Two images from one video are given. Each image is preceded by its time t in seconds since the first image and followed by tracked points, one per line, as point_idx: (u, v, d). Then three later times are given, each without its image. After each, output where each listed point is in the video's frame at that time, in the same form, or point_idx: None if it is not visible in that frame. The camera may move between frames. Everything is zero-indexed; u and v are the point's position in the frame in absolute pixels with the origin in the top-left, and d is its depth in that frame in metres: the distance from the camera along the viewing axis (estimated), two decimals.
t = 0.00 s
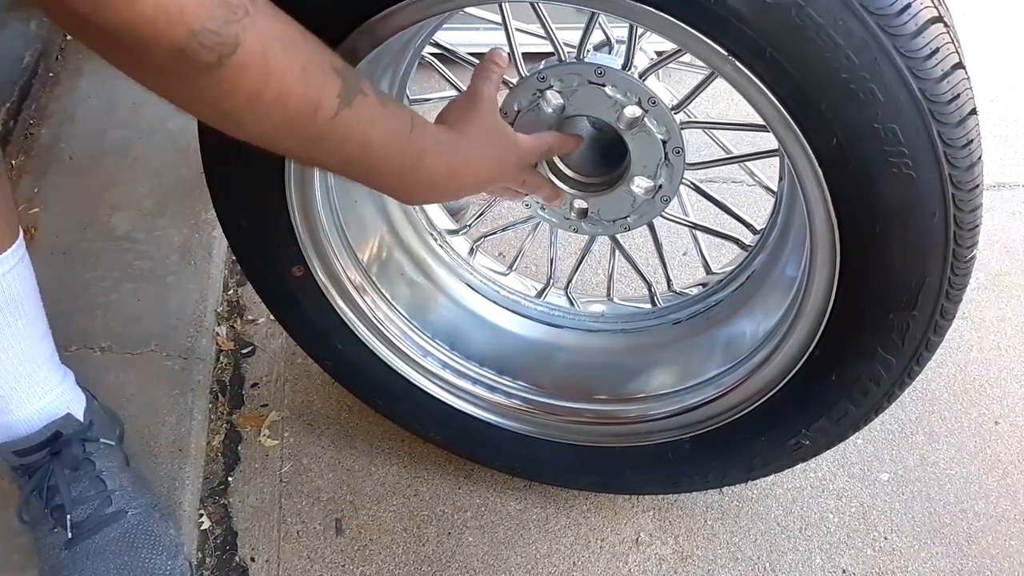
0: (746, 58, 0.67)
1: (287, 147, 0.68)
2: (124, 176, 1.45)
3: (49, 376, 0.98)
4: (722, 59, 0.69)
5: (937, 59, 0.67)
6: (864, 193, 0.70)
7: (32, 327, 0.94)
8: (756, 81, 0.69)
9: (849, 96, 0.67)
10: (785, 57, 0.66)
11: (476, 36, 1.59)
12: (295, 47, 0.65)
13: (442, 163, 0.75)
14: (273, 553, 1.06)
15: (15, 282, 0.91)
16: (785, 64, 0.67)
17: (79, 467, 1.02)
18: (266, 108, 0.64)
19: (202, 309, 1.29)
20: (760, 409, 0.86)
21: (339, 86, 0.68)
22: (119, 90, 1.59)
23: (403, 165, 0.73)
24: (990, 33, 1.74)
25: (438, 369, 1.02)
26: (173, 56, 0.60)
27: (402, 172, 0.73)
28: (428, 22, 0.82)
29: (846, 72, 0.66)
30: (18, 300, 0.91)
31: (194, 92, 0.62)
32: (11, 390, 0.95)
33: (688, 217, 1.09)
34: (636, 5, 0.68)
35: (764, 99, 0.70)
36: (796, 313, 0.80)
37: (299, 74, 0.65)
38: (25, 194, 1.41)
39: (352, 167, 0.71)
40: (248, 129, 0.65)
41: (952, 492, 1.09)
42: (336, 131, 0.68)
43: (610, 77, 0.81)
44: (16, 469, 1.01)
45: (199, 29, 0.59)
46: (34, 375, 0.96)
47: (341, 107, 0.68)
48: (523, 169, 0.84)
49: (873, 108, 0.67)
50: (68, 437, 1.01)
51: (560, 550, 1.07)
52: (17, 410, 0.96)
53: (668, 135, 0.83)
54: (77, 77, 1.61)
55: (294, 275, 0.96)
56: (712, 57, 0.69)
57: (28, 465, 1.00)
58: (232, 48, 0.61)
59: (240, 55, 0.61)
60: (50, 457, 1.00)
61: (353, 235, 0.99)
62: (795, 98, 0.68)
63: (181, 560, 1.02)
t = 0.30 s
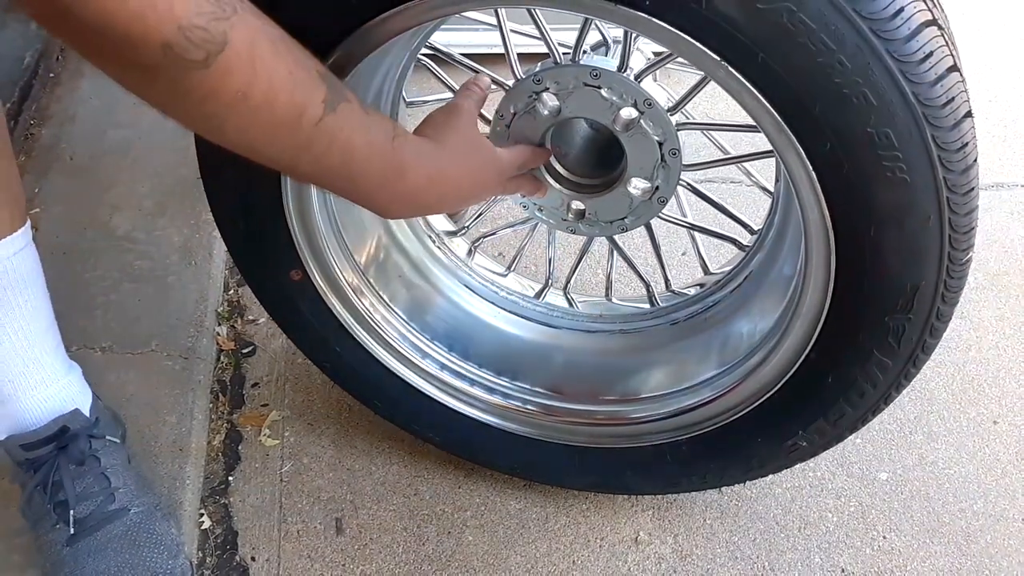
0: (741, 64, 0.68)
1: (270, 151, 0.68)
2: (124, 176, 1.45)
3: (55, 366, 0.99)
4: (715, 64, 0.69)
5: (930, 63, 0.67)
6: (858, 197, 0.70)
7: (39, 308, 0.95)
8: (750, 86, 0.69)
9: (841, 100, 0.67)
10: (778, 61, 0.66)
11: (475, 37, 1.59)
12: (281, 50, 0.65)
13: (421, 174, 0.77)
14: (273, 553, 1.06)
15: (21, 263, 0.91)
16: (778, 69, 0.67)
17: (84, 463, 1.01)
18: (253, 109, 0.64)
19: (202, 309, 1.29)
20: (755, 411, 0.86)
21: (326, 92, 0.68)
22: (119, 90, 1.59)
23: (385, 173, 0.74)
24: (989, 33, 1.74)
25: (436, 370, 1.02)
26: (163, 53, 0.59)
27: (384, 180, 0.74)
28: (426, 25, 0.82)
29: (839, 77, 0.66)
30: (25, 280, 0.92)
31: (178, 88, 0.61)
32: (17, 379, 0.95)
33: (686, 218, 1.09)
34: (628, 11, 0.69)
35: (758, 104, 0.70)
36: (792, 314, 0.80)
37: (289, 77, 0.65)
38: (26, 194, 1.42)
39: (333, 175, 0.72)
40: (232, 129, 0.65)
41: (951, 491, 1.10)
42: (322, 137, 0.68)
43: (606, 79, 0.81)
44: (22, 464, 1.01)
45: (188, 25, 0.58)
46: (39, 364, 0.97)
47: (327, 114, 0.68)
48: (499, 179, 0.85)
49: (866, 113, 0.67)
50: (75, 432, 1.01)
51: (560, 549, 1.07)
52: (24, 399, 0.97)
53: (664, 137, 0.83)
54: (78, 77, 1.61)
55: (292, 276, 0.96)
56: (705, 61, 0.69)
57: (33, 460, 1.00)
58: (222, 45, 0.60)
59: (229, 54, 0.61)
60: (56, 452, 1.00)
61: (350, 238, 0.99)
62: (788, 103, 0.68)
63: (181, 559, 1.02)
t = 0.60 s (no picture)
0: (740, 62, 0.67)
1: (262, 171, 0.69)
2: (123, 176, 1.45)
3: (57, 364, 0.99)
4: (713, 61, 0.69)
5: (929, 59, 0.67)
6: (856, 194, 0.70)
7: (39, 306, 0.95)
8: (747, 82, 0.69)
9: (840, 97, 0.66)
10: (777, 59, 0.66)
11: (474, 37, 1.59)
12: (275, 73, 0.66)
13: (411, 200, 0.78)
14: (273, 554, 1.06)
15: (22, 261, 0.92)
16: (777, 65, 0.67)
17: (85, 462, 1.01)
18: (245, 130, 0.65)
19: (201, 309, 1.29)
20: (755, 410, 0.86)
21: (318, 116, 0.70)
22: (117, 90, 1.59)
23: (373, 199, 0.75)
24: (989, 33, 1.74)
25: (435, 369, 1.02)
26: (158, 70, 0.61)
27: (372, 207, 0.76)
28: (422, 23, 0.82)
29: (837, 73, 0.66)
30: (27, 278, 0.93)
31: (172, 106, 0.63)
32: (19, 375, 0.95)
33: (686, 217, 1.09)
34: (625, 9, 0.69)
35: (755, 100, 0.70)
36: (792, 312, 0.80)
37: (281, 101, 0.66)
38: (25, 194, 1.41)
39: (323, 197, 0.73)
40: (225, 147, 0.66)
41: (952, 492, 1.09)
42: (311, 160, 0.70)
43: (604, 77, 0.81)
44: (22, 462, 1.00)
45: (183, 45, 0.60)
46: (41, 361, 0.96)
47: (318, 137, 0.70)
48: (492, 208, 0.86)
49: (864, 109, 0.67)
50: (77, 431, 1.00)
51: (560, 550, 1.06)
52: (26, 397, 0.97)
53: (663, 135, 0.83)
54: (76, 77, 1.61)
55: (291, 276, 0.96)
56: (703, 58, 0.69)
57: (34, 459, 1.00)
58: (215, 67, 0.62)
59: (221, 75, 0.62)
60: (58, 451, 1.00)
61: (349, 237, 0.99)
62: (785, 98, 0.68)
63: (181, 560, 1.02)
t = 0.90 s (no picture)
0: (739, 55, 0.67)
1: (254, 160, 0.69)
2: (122, 176, 1.45)
3: (59, 365, 0.99)
4: (709, 52, 0.69)
5: (923, 49, 0.66)
6: (853, 187, 0.70)
7: (41, 309, 0.95)
8: (743, 73, 0.69)
9: (835, 87, 0.67)
10: (774, 51, 0.66)
11: (473, 37, 1.59)
12: (262, 61, 0.67)
13: (403, 182, 0.78)
14: (272, 554, 1.06)
15: (25, 262, 0.92)
16: (773, 57, 0.67)
17: (86, 462, 1.01)
18: (233, 119, 0.65)
19: (201, 309, 1.29)
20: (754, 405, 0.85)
21: (305, 103, 0.70)
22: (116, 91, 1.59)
23: (365, 182, 0.75)
24: (988, 33, 1.74)
25: (433, 366, 1.02)
26: (145, 65, 0.61)
27: (365, 190, 0.75)
28: (418, 20, 0.81)
29: (832, 63, 0.66)
30: (29, 281, 0.93)
31: (160, 99, 0.63)
32: (22, 375, 0.95)
33: (684, 215, 1.09)
34: None
35: (749, 90, 0.70)
36: (790, 309, 0.80)
37: (268, 88, 0.66)
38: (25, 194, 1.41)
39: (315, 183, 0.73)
40: (215, 138, 0.66)
41: (952, 491, 1.09)
42: (301, 145, 0.70)
43: (602, 74, 0.81)
44: (23, 462, 1.00)
45: (168, 37, 0.61)
46: (44, 364, 0.97)
47: (306, 123, 0.70)
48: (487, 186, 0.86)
49: (860, 99, 0.67)
50: (77, 430, 1.00)
51: (559, 549, 1.06)
52: (28, 397, 0.97)
53: (661, 133, 0.83)
54: (77, 77, 1.61)
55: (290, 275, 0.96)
56: (700, 49, 0.69)
57: (34, 458, 1.00)
58: (200, 58, 0.62)
59: (207, 66, 0.62)
60: (58, 450, 1.00)
61: (347, 235, 0.99)
62: (781, 88, 0.68)
63: (181, 560, 1.02)
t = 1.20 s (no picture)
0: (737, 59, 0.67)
1: (251, 162, 0.71)
2: (121, 176, 1.45)
3: (60, 371, 0.99)
4: (708, 58, 0.69)
5: (922, 54, 0.66)
6: (851, 192, 0.70)
7: (41, 319, 0.95)
8: (741, 77, 0.69)
9: (833, 92, 0.67)
10: (772, 55, 0.66)
11: (473, 36, 1.59)
12: (262, 64, 0.69)
13: (392, 180, 0.80)
14: (272, 554, 1.06)
15: (25, 274, 0.92)
16: (771, 61, 0.67)
17: (86, 464, 1.01)
18: (234, 121, 0.67)
19: (200, 309, 1.29)
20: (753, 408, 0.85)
21: (302, 104, 0.72)
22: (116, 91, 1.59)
23: (358, 179, 0.77)
24: (988, 32, 1.74)
25: (432, 368, 1.02)
26: (150, 67, 0.63)
27: (358, 187, 0.78)
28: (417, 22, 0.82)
29: (830, 69, 0.66)
30: (28, 290, 0.92)
31: (165, 101, 0.65)
32: (23, 381, 0.95)
33: (684, 216, 1.08)
34: (617, 4, 0.69)
35: (747, 94, 0.70)
36: (789, 312, 0.80)
37: (266, 90, 0.68)
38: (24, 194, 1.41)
39: (311, 183, 0.75)
40: (216, 140, 0.68)
41: (952, 491, 1.09)
42: (297, 147, 0.71)
43: (601, 75, 0.81)
44: (22, 464, 1.00)
45: (175, 41, 0.63)
46: (45, 370, 0.97)
47: (303, 124, 0.71)
48: (469, 197, 0.88)
49: (858, 105, 0.67)
50: (78, 432, 1.00)
51: (559, 549, 1.06)
52: (28, 403, 0.97)
53: (660, 134, 0.83)
54: (76, 77, 1.61)
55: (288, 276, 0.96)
56: (698, 55, 0.69)
57: (34, 460, 1.00)
58: (204, 61, 0.64)
59: (210, 68, 0.64)
60: (58, 452, 1.00)
61: (346, 237, 0.99)
62: (779, 92, 0.68)
63: (181, 561, 1.02)
